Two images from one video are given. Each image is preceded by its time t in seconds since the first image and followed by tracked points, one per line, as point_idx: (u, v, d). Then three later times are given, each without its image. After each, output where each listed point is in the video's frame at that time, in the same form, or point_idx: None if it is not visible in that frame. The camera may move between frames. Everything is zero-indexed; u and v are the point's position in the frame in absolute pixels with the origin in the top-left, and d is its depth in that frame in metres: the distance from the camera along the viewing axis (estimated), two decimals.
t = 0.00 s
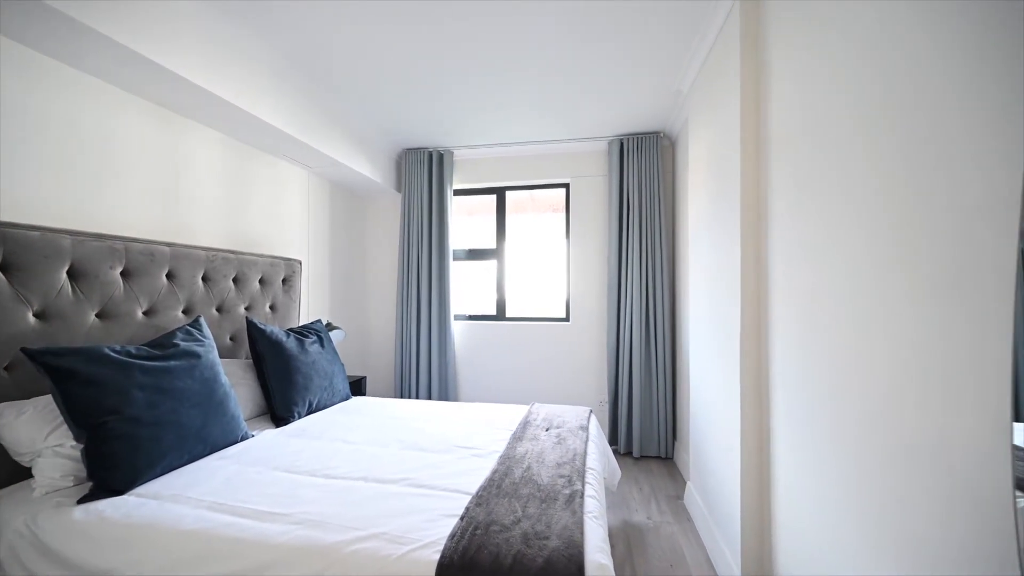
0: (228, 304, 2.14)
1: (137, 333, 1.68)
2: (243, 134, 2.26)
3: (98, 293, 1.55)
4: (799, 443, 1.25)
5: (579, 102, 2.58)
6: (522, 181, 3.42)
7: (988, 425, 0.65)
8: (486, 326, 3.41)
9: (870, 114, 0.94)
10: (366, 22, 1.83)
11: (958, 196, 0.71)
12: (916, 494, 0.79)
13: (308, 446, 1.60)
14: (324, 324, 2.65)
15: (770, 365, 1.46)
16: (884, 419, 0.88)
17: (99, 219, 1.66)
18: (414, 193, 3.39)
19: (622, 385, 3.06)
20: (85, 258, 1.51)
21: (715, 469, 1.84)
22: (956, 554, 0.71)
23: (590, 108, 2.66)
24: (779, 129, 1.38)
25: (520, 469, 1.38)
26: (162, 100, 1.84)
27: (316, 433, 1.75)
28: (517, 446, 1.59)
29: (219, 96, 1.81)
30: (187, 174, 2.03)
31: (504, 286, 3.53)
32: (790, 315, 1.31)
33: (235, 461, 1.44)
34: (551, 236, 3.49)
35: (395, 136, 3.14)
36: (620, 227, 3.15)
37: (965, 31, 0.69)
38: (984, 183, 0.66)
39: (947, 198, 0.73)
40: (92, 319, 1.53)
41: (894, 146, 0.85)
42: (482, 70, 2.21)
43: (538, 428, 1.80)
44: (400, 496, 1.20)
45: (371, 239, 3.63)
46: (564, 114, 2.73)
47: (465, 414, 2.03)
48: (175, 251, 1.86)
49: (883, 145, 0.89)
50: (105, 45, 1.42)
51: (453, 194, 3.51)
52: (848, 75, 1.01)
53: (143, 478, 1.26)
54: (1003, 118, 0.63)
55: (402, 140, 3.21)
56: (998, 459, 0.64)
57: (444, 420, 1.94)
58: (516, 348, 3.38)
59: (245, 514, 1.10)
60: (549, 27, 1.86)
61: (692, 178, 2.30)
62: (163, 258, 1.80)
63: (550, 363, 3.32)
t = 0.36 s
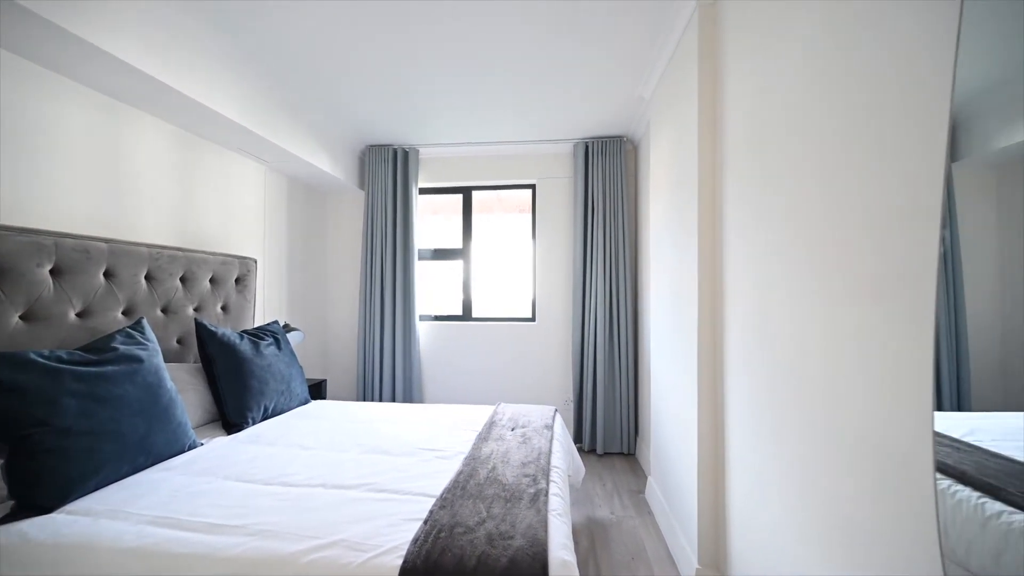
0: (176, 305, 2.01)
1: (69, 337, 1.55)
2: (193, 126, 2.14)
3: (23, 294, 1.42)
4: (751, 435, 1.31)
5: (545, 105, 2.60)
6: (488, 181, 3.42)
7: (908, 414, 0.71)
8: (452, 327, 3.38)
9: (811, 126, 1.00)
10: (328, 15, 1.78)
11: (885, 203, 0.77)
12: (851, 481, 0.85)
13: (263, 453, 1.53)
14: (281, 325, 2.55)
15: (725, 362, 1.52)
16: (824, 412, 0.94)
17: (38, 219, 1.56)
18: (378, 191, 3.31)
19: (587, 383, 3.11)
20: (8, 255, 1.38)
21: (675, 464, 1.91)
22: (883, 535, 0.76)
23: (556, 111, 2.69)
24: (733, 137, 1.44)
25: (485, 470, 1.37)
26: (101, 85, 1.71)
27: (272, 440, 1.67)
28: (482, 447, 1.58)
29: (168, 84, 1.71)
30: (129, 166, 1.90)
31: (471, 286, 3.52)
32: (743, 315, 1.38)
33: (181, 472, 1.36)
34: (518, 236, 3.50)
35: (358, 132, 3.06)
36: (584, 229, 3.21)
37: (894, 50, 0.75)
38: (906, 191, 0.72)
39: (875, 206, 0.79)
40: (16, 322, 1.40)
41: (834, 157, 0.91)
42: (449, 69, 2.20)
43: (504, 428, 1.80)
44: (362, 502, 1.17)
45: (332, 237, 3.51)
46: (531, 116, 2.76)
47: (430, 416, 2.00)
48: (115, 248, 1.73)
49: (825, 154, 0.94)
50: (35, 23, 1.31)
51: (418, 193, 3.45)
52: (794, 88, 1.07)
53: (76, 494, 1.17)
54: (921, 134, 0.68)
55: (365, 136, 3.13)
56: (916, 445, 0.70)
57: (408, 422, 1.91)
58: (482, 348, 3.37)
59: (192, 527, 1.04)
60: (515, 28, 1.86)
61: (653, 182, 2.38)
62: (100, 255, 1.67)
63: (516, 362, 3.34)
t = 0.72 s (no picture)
0: (116, 306, 1.87)
1: None
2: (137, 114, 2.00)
3: None
4: (708, 430, 1.36)
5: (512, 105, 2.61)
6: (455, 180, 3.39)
7: (847, 406, 0.76)
8: (418, 327, 3.33)
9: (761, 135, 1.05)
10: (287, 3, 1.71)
11: (826, 208, 0.82)
12: (797, 470, 0.90)
13: (214, 462, 1.44)
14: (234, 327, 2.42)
15: (684, 360, 1.58)
16: (773, 405, 0.99)
17: (4, 216, 1.56)
18: (340, 187, 3.21)
19: (553, 383, 3.14)
20: None
21: (637, 459, 1.96)
22: (826, 520, 0.81)
23: (522, 112, 2.71)
24: (691, 143, 1.50)
25: (450, 472, 1.36)
26: (30, 66, 1.57)
27: (224, 447, 1.59)
28: (447, 448, 1.56)
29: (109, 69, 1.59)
30: (62, 155, 1.75)
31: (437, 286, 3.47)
32: (700, 314, 1.43)
33: (121, 485, 1.26)
34: (485, 236, 3.49)
35: (319, 127, 2.96)
36: (551, 229, 3.24)
37: (833, 65, 0.80)
38: (844, 197, 0.77)
39: (818, 212, 0.84)
40: None
41: (782, 165, 0.96)
42: (415, 66, 2.16)
43: (469, 429, 1.79)
44: (321, 509, 1.13)
45: (291, 234, 3.37)
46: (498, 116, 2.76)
47: (394, 419, 1.96)
48: (45, 244, 1.59)
49: (774, 162, 0.99)
50: None
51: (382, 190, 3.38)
52: (746, 98, 1.12)
53: None
54: (858, 145, 0.73)
55: (327, 131, 3.03)
56: (854, 435, 0.75)
57: (371, 425, 1.86)
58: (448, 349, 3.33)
59: (134, 544, 0.97)
60: (482, 26, 1.86)
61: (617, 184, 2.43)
62: (28, 251, 1.53)
63: (483, 363, 3.33)
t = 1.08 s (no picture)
0: (66, 306, 1.76)
1: None
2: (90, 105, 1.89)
3: None
4: (679, 426, 1.40)
5: (488, 105, 2.61)
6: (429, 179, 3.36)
7: (808, 402, 0.79)
8: (392, 328, 3.28)
9: (729, 139, 1.08)
10: None
11: (788, 211, 0.85)
12: (761, 465, 0.94)
13: (174, 470, 1.38)
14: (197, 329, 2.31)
15: (656, 359, 1.61)
16: (740, 402, 1.02)
17: None
18: (310, 184, 3.13)
19: (528, 383, 3.15)
20: None
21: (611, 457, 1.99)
22: (789, 510, 0.85)
23: (498, 112, 2.71)
24: (662, 146, 1.53)
25: (424, 474, 1.34)
26: None
27: (186, 454, 1.52)
28: (422, 450, 1.54)
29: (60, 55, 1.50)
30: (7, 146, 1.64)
31: (411, 286, 3.43)
32: (672, 314, 1.46)
33: (71, 497, 1.19)
34: (460, 236, 3.47)
35: (288, 122, 2.87)
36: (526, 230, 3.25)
37: (795, 74, 0.83)
38: (804, 201, 0.80)
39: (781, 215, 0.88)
40: None
41: (748, 169, 1.00)
42: (390, 63, 2.13)
43: (444, 430, 1.77)
44: (290, 515, 1.10)
45: (258, 233, 3.26)
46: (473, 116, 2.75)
47: (366, 422, 1.92)
48: None
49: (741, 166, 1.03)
50: None
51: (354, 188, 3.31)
52: (714, 103, 1.15)
53: None
54: (817, 151, 0.77)
55: (297, 126, 2.94)
56: (813, 429, 0.78)
57: (342, 429, 1.81)
58: (423, 349, 3.30)
59: (85, 558, 0.91)
60: (457, 24, 1.84)
61: (591, 186, 2.46)
62: None
63: (458, 363, 3.31)
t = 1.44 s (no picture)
0: (16, 307, 1.66)
1: None
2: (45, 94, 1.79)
3: None
4: (654, 424, 1.42)
5: (467, 104, 2.60)
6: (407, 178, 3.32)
7: (775, 399, 0.82)
8: (368, 328, 3.23)
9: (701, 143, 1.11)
10: None
11: (757, 214, 0.88)
12: (732, 460, 0.96)
13: (135, 478, 1.32)
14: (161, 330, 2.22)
15: (632, 358, 1.63)
16: (712, 399, 1.05)
17: None
18: (283, 181, 3.04)
19: (507, 383, 3.15)
20: None
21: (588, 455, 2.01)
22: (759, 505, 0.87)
23: (477, 112, 2.70)
24: (638, 149, 1.56)
25: (401, 477, 1.32)
26: None
27: (149, 461, 1.45)
28: (398, 452, 1.52)
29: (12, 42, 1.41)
30: None
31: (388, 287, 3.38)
32: (647, 313, 1.49)
33: (21, 509, 1.12)
34: (438, 236, 3.44)
35: (260, 117, 2.78)
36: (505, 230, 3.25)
37: (763, 81, 0.86)
38: (773, 204, 0.83)
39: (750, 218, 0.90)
40: None
41: (720, 172, 1.02)
42: (367, 60, 2.10)
43: (422, 432, 1.75)
44: (260, 522, 1.07)
45: (227, 231, 3.15)
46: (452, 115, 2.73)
47: (341, 424, 1.87)
48: None
49: (713, 169, 1.05)
50: None
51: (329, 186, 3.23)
52: (688, 107, 1.18)
53: None
54: (784, 156, 0.79)
55: (269, 121, 2.85)
56: (780, 425, 0.80)
57: (316, 432, 1.77)
58: (400, 350, 3.26)
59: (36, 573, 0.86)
60: (436, 22, 1.83)
61: (569, 187, 2.48)
62: None
63: (436, 364, 3.28)
